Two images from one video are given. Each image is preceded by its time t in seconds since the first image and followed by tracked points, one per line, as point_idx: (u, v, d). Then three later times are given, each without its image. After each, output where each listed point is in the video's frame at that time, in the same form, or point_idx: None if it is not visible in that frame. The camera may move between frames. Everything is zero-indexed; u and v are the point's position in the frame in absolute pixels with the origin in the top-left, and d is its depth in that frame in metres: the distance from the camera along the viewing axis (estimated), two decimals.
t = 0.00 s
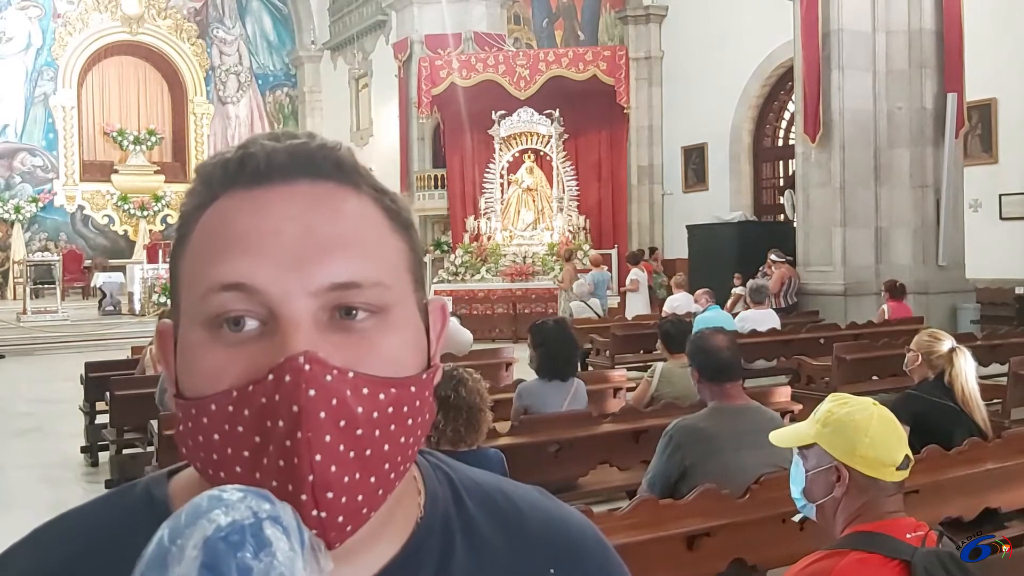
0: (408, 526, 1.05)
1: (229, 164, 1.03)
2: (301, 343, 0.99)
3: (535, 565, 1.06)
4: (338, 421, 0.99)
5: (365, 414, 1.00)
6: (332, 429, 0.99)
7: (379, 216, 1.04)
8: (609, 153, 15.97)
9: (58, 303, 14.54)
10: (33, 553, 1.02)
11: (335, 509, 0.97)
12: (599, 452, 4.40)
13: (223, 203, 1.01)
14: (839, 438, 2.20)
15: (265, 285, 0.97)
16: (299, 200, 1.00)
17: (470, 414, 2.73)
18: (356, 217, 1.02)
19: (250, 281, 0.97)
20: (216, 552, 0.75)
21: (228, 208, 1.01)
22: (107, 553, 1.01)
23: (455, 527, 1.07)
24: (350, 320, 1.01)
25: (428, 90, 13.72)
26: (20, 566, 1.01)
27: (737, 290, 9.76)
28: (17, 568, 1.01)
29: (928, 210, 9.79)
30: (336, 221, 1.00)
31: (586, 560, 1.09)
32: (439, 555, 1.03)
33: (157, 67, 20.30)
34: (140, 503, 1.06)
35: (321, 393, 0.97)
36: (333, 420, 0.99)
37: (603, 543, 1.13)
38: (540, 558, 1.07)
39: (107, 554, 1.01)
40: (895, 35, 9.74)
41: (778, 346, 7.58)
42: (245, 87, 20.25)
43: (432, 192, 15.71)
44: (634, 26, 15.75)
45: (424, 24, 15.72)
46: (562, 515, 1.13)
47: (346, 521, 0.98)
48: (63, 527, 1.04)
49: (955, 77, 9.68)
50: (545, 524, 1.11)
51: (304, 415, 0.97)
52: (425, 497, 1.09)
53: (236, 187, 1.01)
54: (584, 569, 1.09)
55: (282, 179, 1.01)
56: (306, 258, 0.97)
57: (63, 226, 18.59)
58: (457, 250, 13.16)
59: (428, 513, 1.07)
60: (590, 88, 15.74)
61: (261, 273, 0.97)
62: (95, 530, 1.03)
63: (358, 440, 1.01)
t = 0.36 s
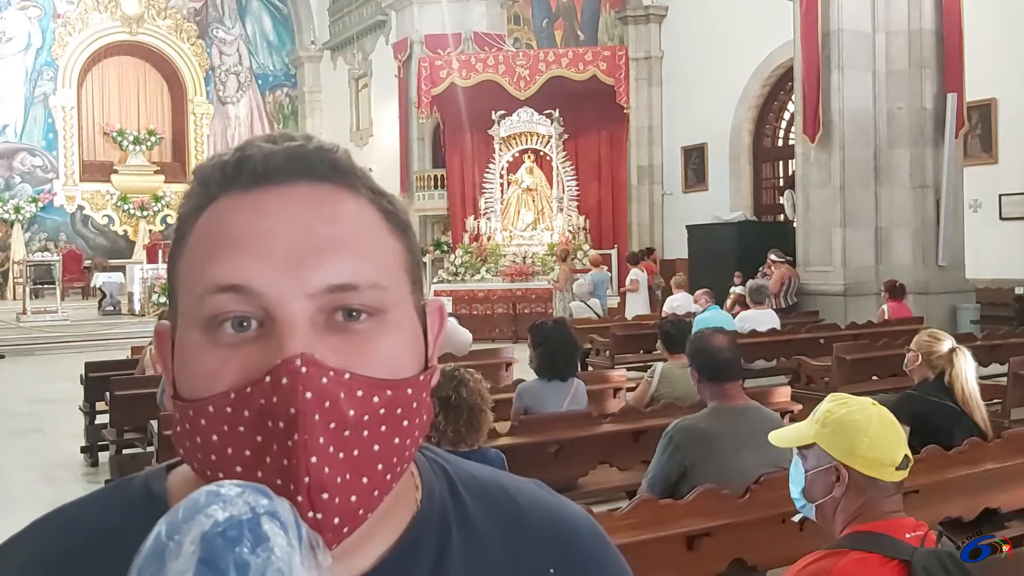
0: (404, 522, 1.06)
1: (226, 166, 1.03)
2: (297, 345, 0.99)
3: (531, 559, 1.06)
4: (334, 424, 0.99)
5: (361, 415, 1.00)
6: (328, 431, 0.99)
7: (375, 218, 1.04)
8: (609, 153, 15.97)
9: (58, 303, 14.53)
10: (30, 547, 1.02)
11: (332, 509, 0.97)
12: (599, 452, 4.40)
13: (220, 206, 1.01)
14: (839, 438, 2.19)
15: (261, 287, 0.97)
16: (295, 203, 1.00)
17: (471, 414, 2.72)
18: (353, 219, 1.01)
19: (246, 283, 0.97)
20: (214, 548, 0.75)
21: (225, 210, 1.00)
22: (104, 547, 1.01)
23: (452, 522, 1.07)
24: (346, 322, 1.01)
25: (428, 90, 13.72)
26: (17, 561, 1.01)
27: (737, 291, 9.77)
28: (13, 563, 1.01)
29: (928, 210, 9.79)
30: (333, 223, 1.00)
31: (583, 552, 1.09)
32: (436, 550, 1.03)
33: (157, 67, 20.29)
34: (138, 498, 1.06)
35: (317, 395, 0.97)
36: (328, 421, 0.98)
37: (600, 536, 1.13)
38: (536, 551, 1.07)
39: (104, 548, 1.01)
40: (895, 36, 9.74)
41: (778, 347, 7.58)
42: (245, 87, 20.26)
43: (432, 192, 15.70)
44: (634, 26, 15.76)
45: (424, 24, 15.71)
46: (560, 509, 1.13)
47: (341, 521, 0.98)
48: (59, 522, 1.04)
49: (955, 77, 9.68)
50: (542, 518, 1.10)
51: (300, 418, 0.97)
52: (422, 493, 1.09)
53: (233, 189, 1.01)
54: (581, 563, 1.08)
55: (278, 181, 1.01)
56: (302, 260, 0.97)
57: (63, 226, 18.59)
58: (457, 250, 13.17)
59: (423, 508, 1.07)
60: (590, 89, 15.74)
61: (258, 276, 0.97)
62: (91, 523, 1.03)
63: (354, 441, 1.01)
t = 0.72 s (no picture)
0: (407, 519, 1.06)
1: (233, 166, 1.03)
2: (305, 345, 0.99)
3: (532, 555, 1.06)
4: (343, 423, 0.99)
5: (368, 414, 1.00)
6: (337, 431, 0.99)
7: (381, 219, 1.04)
8: (609, 153, 15.97)
9: (57, 303, 14.53)
10: (33, 542, 1.03)
11: (339, 509, 0.97)
12: (599, 452, 4.40)
13: (225, 205, 1.01)
14: (839, 438, 2.19)
15: (270, 287, 0.97)
16: (302, 203, 1.00)
17: (471, 416, 2.72)
18: (358, 220, 1.01)
19: (255, 282, 0.97)
20: (215, 548, 0.75)
21: (231, 210, 1.00)
22: (106, 543, 1.01)
23: (453, 519, 1.07)
24: (354, 321, 1.01)
25: (428, 90, 13.72)
26: (18, 559, 1.01)
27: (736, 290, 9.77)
28: (15, 561, 1.01)
29: (928, 210, 9.79)
30: (338, 223, 1.00)
31: (582, 546, 1.09)
32: (437, 547, 1.03)
33: (157, 67, 20.27)
34: (141, 493, 1.06)
35: (326, 393, 0.97)
36: (338, 421, 0.98)
37: (600, 532, 1.13)
38: (536, 547, 1.07)
39: (106, 543, 1.01)
40: (895, 36, 9.74)
41: (778, 347, 7.58)
42: (245, 87, 20.26)
43: (432, 192, 15.69)
44: (633, 26, 15.77)
45: (424, 25, 15.70)
46: (560, 505, 1.13)
47: (348, 520, 0.98)
48: (61, 517, 1.04)
49: (954, 77, 9.69)
50: (542, 514, 1.11)
51: (310, 417, 0.97)
52: (422, 489, 1.10)
53: (239, 189, 1.01)
54: (581, 559, 1.08)
55: (286, 180, 1.01)
56: (310, 260, 0.97)
57: (64, 226, 18.60)
58: (457, 250, 13.17)
59: (425, 505, 1.07)
60: (591, 88, 15.74)
61: (268, 275, 0.97)
62: (93, 518, 1.03)
63: (362, 441, 1.01)
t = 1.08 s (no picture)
0: (412, 518, 1.06)
1: (249, 166, 1.02)
2: (322, 345, 0.99)
3: (536, 555, 1.06)
4: (359, 422, 0.99)
5: (383, 414, 1.00)
6: (354, 430, 0.99)
7: (393, 220, 1.04)
8: (610, 153, 15.97)
9: (57, 303, 14.53)
10: (37, 541, 1.02)
11: (354, 507, 0.97)
12: (599, 452, 4.40)
13: (239, 204, 1.00)
14: (839, 438, 2.19)
15: (288, 287, 0.97)
16: (317, 203, 1.00)
17: (470, 417, 2.69)
18: (370, 220, 1.02)
19: (273, 280, 0.97)
20: (222, 546, 0.75)
21: (247, 210, 1.00)
22: (111, 540, 1.01)
23: (458, 517, 1.07)
24: (368, 321, 1.01)
25: (428, 90, 13.72)
26: (21, 559, 1.01)
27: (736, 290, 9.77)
28: (17, 561, 1.01)
29: (928, 210, 9.79)
30: (352, 223, 1.00)
31: (582, 545, 1.09)
32: (441, 547, 1.03)
33: (157, 67, 20.27)
34: (145, 490, 1.06)
35: (344, 393, 0.97)
36: (355, 420, 0.99)
37: (601, 532, 1.13)
38: (536, 546, 1.07)
39: (110, 541, 1.01)
40: (895, 36, 9.73)
41: (778, 347, 7.59)
42: (245, 87, 20.25)
43: (432, 192, 15.68)
44: (634, 26, 15.77)
45: (424, 25, 15.71)
46: (562, 504, 1.13)
47: (363, 519, 0.98)
48: (65, 516, 1.04)
49: (954, 77, 9.69)
50: (544, 512, 1.11)
51: (328, 417, 0.97)
52: (427, 488, 1.09)
53: (255, 188, 1.01)
54: (582, 559, 1.08)
55: (301, 181, 1.01)
56: (327, 260, 0.97)
57: (64, 226, 18.60)
58: (457, 250, 13.18)
59: (430, 503, 1.07)
60: (591, 89, 15.74)
61: (287, 273, 0.97)
62: (98, 515, 1.03)
63: (378, 440, 1.01)
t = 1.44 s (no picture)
0: (411, 516, 1.06)
1: (251, 168, 1.02)
2: (326, 346, 0.98)
3: (536, 555, 1.06)
4: (362, 423, 0.99)
5: (385, 416, 1.00)
6: (357, 432, 0.99)
7: (394, 221, 1.04)
8: (609, 153, 15.97)
9: (57, 303, 14.53)
10: (37, 539, 1.03)
11: (357, 508, 0.97)
12: (599, 452, 4.40)
13: (241, 205, 1.00)
14: (839, 438, 2.19)
15: (291, 287, 0.97)
16: (321, 204, 1.00)
17: (470, 417, 2.68)
18: (372, 221, 1.02)
19: (276, 280, 0.97)
20: (225, 546, 0.75)
21: (249, 210, 1.00)
22: (113, 538, 1.01)
23: (456, 517, 1.07)
24: (368, 323, 1.01)
25: (428, 90, 13.72)
26: (22, 558, 1.01)
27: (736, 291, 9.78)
28: (17, 561, 1.01)
29: (928, 210, 9.79)
30: (353, 223, 1.00)
31: (582, 545, 1.09)
32: (439, 547, 1.03)
33: (156, 66, 20.26)
34: (144, 490, 1.06)
35: (348, 394, 0.97)
36: (359, 421, 0.99)
37: (599, 531, 1.13)
38: (536, 546, 1.07)
39: (112, 539, 1.01)
40: (895, 36, 9.74)
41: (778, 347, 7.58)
42: (245, 87, 20.26)
43: (432, 192, 15.69)
44: (634, 26, 15.78)
45: (424, 25, 15.71)
46: (561, 503, 1.13)
47: (366, 520, 0.98)
48: (64, 516, 1.04)
49: (954, 77, 9.69)
50: (542, 512, 1.11)
51: (332, 418, 0.97)
52: (425, 487, 1.09)
53: (257, 189, 1.01)
54: (582, 558, 1.08)
55: (305, 182, 1.01)
56: (329, 259, 0.98)
57: (63, 226, 18.60)
58: (457, 250, 13.20)
59: (428, 504, 1.07)
60: (591, 88, 15.74)
61: (289, 272, 0.97)
62: (97, 515, 1.03)
63: (380, 441, 1.01)
